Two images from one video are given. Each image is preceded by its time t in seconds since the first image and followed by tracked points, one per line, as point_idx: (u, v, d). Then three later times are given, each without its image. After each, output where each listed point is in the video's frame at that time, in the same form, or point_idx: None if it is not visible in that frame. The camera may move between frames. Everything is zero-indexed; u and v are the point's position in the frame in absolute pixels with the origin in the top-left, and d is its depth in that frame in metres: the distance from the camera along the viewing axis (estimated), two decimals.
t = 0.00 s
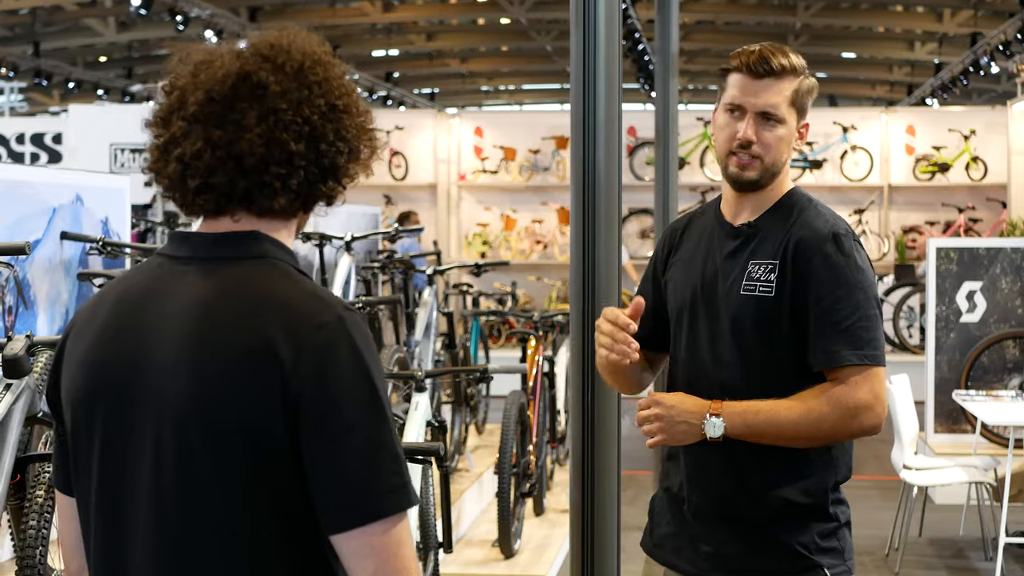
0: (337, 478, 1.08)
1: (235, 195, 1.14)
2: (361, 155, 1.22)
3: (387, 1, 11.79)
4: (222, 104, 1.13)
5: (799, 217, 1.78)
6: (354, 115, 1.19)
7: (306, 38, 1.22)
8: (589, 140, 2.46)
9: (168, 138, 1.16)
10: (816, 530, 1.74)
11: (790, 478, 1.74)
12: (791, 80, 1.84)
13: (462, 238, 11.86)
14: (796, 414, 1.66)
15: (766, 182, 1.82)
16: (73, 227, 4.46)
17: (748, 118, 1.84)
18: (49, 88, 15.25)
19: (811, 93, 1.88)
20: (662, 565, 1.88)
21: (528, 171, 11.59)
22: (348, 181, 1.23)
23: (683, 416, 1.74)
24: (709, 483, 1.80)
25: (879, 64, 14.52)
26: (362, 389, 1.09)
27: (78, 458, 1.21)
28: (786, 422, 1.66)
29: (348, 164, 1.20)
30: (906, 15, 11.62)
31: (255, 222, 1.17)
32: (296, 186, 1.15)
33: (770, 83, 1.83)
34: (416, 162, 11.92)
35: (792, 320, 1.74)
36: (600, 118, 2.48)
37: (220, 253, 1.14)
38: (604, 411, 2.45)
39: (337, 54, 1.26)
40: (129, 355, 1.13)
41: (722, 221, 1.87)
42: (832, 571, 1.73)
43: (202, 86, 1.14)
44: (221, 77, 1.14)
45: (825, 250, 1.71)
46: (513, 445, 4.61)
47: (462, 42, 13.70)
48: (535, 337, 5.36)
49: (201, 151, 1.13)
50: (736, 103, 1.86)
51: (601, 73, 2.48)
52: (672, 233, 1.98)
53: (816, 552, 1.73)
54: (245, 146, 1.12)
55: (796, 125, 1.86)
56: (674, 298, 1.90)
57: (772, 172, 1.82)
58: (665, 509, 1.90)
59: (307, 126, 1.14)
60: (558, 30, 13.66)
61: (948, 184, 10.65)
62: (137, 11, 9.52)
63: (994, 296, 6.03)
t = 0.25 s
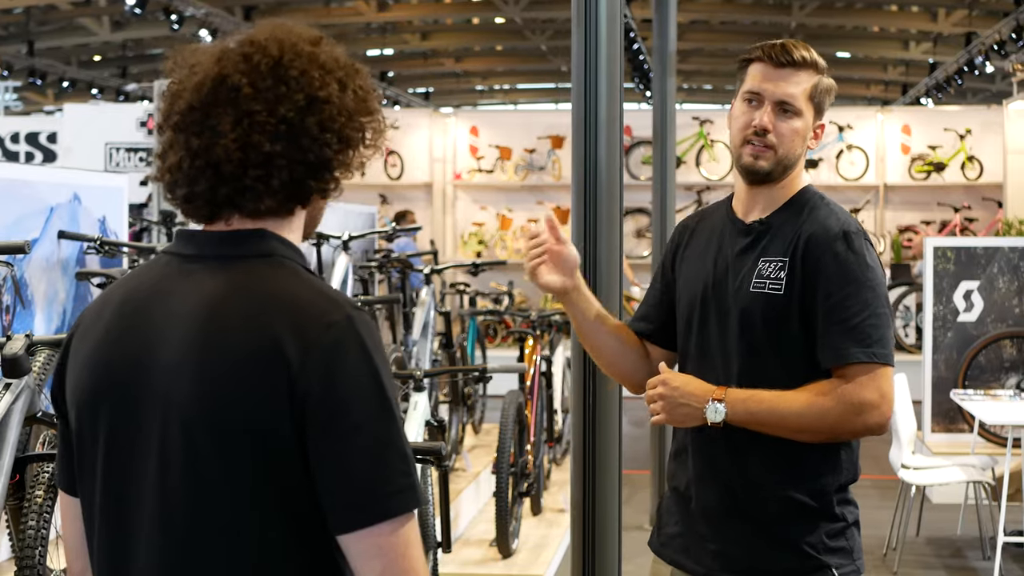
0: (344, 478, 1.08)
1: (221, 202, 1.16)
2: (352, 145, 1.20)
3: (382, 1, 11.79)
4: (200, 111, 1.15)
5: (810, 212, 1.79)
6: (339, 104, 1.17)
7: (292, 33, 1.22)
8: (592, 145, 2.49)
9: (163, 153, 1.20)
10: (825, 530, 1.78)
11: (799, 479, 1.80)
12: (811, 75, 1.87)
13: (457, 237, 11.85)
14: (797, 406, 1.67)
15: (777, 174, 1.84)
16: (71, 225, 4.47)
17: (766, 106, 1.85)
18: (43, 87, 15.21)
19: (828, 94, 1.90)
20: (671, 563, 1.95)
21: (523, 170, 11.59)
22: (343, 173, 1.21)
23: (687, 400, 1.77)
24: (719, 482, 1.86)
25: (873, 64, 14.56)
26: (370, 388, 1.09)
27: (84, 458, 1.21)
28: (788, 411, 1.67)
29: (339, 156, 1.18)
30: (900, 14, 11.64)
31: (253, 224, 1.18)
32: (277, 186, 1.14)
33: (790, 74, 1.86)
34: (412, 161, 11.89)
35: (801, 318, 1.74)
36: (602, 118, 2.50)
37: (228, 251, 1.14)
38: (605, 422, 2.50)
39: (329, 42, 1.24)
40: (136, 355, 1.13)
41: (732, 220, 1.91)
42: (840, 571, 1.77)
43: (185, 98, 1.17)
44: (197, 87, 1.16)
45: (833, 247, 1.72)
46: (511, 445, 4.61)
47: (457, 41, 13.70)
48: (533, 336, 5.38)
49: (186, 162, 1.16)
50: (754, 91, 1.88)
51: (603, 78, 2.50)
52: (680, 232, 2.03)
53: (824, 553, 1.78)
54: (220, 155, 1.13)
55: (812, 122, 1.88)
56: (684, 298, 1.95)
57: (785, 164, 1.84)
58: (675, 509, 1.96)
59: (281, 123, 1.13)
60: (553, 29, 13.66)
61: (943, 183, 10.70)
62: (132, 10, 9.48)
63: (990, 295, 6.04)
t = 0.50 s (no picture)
0: (343, 480, 1.06)
1: (207, 197, 1.17)
2: (340, 138, 1.18)
3: None
4: (187, 106, 1.18)
5: (823, 214, 1.84)
6: (325, 97, 1.16)
7: (287, 25, 1.21)
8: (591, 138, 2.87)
9: (162, 148, 1.23)
10: (831, 529, 1.79)
11: (804, 478, 1.80)
12: (821, 75, 1.92)
13: (450, 236, 11.86)
14: (805, 408, 1.70)
15: (785, 174, 1.89)
16: (64, 224, 4.47)
17: (776, 105, 1.91)
18: (34, 86, 15.18)
19: (838, 93, 1.95)
20: (674, 563, 1.96)
21: (516, 169, 11.57)
22: (333, 164, 1.20)
23: (692, 397, 1.79)
24: (723, 481, 1.87)
25: (864, 64, 14.62)
26: (371, 388, 1.07)
27: (82, 457, 1.20)
28: (795, 415, 1.70)
29: (327, 150, 1.17)
30: (892, 14, 11.68)
31: (245, 219, 1.18)
32: (258, 180, 1.14)
33: (801, 73, 1.91)
34: (404, 161, 11.87)
35: (809, 319, 1.80)
36: (600, 119, 2.88)
37: (228, 247, 1.14)
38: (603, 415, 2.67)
39: (330, 33, 1.23)
40: (135, 354, 1.12)
41: (741, 217, 1.97)
42: (846, 570, 1.77)
43: (180, 94, 1.20)
44: (188, 82, 1.19)
45: (845, 250, 1.76)
46: (505, 444, 4.61)
47: (449, 40, 13.70)
48: (527, 335, 5.39)
49: (175, 155, 1.18)
50: (766, 91, 1.93)
51: (601, 81, 2.90)
52: (687, 233, 2.09)
53: (830, 552, 1.78)
54: (202, 149, 1.15)
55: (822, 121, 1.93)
56: (691, 294, 2.00)
57: (793, 164, 1.89)
58: (678, 509, 1.97)
59: (260, 116, 1.13)
60: (545, 28, 13.67)
61: (936, 182, 10.75)
62: (123, 9, 9.44)
63: (985, 293, 6.06)
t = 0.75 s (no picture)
0: (343, 483, 1.06)
1: (199, 195, 1.16)
2: (334, 133, 1.16)
3: None
4: (179, 101, 1.17)
5: (826, 215, 1.84)
6: (317, 91, 1.14)
7: (281, 18, 1.20)
8: (587, 136, 2.86)
9: (154, 143, 1.22)
10: (832, 530, 1.78)
11: (806, 479, 1.79)
12: (816, 73, 1.90)
13: (442, 236, 11.84)
14: (809, 411, 1.70)
15: (783, 177, 1.88)
16: (56, 223, 4.44)
17: (770, 108, 1.89)
18: (25, 86, 15.13)
19: (834, 90, 1.93)
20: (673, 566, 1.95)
21: (509, 169, 11.54)
22: (327, 161, 1.18)
23: (695, 400, 1.78)
24: (723, 483, 1.86)
25: (856, 64, 14.66)
26: (372, 390, 1.07)
27: (81, 458, 1.21)
28: (799, 418, 1.70)
29: (320, 146, 1.15)
30: (883, 14, 11.69)
31: (238, 218, 1.17)
32: (249, 177, 1.13)
33: (794, 74, 1.88)
34: (396, 160, 11.82)
35: (811, 320, 1.80)
36: (596, 119, 2.87)
37: (227, 247, 1.14)
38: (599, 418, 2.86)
39: (326, 27, 1.22)
40: (134, 354, 1.13)
41: (740, 217, 1.96)
42: (847, 572, 1.77)
43: (171, 90, 1.19)
44: (179, 76, 1.17)
45: (847, 251, 1.76)
46: (499, 444, 4.59)
47: (441, 39, 13.68)
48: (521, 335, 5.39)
49: (166, 151, 1.18)
50: (761, 93, 1.91)
51: (597, 78, 2.90)
52: (686, 233, 2.08)
53: (830, 553, 1.78)
54: (192, 144, 1.13)
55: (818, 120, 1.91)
56: (691, 295, 2.00)
57: (790, 166, 1.88)
58: (676, 511, 1.96)
59: (250, 111, 1.12)
60: (537, 27, 13.65)
61: (928, 182, 10.79)
62: (114, 8, 9.40)
63: (978, 293, 6.07)
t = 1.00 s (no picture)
0: (343, 486, 1.07)
1: (198, 202, 1.18)
2: (332, 135, 1.18)
3: None
4: (176, 108, 1.19)
5: (822, 221, 1.82)
6: (314, 94, 1.15)
7: (275, 18, 1.21)
8: (582, 135, 2.84)
9: (150, 150, 1.23)
10: (829, 532, 1.77)
11: (804, 481, 1.78)
12: (813, 72, 1.88)
13: (434, 236, 11.82)
14: (807, 412, 1.69)
15: (780, 176, 1.87)
16: (48, 224, 4.41)
17: (766, 109, 1.88)
18: (15, 86, 15.07)
19: (831, 89, 1.91)
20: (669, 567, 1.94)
21: (501, 168, 11.52)
22: (327, 162, 1.20)
23: (692, 401, 1.76)
24: (720, 484, 1.85)
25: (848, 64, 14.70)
26: (371, 393, 1.09)
27: (78, 459, 1.22)
28: (796, 420, 1.69)
29: (319, 148, 1.17)
30: (875, 13, 11.71)
31: (238, 222, 1.19)
32: (249, 185, 1.15)
33: (791, 74, 1.87)
34: (388, 161, 11.82)
35: (809, 321, 1.79)
36: (590, 117, 2.86)
37: (227, 250, 1.16)
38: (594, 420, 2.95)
39: (318, 23, 1.23)
40: (134, 355, 1.15)
41: (737, 217, 1.95)
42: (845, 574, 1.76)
43: (168, 96, 1.21)
44: (175, 84, 1.19)
45: (845, 252, 1.75)
46: (492, 444, 4.58)
47: (433, 39, 13.66)
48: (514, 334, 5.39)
49: (164, 160, 1.19)
50: (757, 92, 1.89)
51: (592, 74, 2.86)
52: (680, 234, 2.07)
53: (828, 555, 1.77)
54: (190, 154, 1.15)
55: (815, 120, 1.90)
56: (685, 294, 2.00)
57: (787, 166, 1.87)
58: (673, 511, 1.95)
59: (248, 118, 1.13)
60: (529, 26, 13.63)
61: (920, 182, 10.82)
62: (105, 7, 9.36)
63: (971, 293, 6.09)
